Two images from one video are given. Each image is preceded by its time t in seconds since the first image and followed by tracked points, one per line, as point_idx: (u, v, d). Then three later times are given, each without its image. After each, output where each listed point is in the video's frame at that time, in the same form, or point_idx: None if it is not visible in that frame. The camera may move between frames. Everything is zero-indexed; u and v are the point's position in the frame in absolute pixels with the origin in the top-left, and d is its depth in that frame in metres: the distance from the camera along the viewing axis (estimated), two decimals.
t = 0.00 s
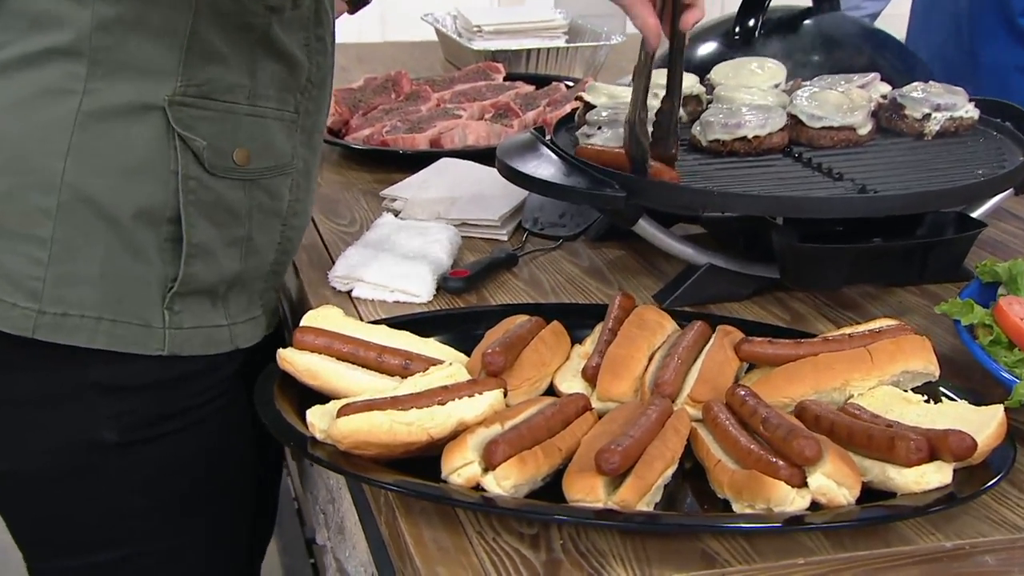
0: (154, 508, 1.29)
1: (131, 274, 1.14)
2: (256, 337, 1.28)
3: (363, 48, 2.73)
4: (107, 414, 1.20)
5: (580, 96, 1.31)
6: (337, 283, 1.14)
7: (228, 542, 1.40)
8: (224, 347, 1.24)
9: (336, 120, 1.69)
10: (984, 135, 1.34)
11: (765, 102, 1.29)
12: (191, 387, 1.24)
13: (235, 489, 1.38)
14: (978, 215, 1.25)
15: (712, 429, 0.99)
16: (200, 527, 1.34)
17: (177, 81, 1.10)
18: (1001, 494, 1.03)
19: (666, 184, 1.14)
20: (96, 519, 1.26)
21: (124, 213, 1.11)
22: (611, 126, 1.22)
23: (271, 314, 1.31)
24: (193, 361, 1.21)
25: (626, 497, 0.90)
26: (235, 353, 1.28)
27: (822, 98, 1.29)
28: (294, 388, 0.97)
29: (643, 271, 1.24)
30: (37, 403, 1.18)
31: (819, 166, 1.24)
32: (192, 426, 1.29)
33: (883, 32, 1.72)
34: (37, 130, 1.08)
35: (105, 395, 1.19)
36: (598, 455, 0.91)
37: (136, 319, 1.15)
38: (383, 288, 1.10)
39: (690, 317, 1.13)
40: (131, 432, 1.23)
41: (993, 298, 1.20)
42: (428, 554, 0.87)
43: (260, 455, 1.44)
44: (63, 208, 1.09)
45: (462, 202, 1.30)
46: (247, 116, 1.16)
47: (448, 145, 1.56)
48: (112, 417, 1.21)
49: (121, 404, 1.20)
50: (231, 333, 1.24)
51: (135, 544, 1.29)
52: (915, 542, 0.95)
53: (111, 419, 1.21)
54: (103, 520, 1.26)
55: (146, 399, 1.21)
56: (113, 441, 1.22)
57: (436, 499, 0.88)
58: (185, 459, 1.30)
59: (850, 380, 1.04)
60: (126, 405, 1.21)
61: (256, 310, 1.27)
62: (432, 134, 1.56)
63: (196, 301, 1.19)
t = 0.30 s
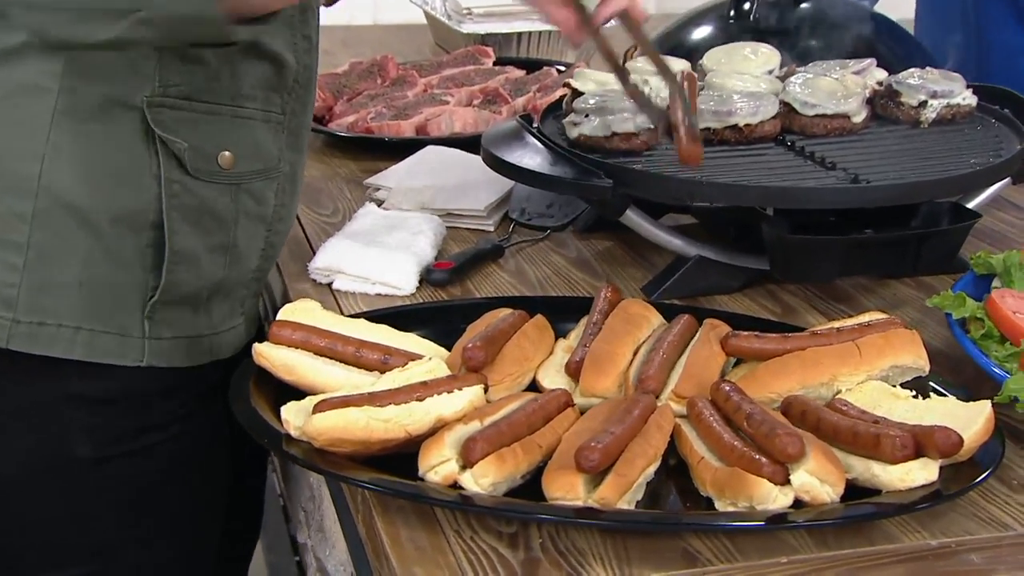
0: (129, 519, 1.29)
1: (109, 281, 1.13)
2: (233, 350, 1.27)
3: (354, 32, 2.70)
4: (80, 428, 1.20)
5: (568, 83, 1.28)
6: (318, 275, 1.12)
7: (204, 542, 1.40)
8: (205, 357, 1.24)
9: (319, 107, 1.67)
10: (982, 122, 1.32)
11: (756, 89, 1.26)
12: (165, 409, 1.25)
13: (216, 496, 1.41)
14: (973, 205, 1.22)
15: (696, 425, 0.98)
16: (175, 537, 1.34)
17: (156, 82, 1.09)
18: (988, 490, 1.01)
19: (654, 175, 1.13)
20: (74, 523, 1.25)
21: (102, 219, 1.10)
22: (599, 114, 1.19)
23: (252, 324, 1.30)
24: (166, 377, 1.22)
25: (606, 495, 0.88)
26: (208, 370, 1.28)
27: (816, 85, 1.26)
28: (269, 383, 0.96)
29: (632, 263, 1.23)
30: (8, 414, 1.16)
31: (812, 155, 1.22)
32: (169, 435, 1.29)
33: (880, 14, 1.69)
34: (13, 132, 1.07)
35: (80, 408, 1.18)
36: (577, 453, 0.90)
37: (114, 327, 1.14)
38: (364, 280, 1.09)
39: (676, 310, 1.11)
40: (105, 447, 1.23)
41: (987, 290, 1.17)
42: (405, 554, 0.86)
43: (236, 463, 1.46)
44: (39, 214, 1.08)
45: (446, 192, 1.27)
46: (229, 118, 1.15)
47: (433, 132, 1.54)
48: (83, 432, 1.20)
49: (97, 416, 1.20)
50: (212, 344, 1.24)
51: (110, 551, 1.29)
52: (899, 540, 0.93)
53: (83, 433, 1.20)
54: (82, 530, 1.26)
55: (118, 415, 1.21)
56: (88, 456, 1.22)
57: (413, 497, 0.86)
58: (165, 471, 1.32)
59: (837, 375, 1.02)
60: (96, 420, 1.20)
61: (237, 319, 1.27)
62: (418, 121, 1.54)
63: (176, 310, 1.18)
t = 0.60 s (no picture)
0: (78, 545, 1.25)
1: (61, 299, 1.09)
2: (190, 366, 1.25)
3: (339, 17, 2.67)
4: (24, 453, 1.15)
5: (548, 73, 1.26)
6: (291, 270, 1.11)
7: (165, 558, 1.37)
8: (162, 376, 1.21)
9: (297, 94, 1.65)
10: (970, 110, 1.30)
11: (742, 78, 1.24)
12: (116, 428, 1.21)
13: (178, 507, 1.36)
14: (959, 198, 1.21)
15: (672, 423, 0.96)
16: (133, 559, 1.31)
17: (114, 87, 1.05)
18: (968, 488, 0.99)
19: (633, 166, 1.11)
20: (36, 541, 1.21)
21: (53, 234, 1.07)
22: (578, 104, 1.17)
23: (210, 338, 1.28)
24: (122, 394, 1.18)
25: (578, 495, 0.87)
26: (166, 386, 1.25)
27: (802, 74, 1.24)
28: (238, 382, 0.95)
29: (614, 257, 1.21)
30: None
31: (796, 146, 1.20)
32: (125, 458, 1.25)
33: None
34: None
35: (26, 432, 1.14)
36: (549, 452, 0.89)
37: (66, 349, 1.11)
38: (340, 274, 1.08)
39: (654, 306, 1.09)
40: (51, 472, 1.18)
41: (971, 284, 1.16)
42: (374, 556, 0.85)
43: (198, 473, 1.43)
44: None
45: (426, 183, 1.26)
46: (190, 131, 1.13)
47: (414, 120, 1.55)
48: (28, 457, 1.15)
49: (43, 439, 1.15)
50: (167, 362, 1.21)
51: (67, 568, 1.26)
52: (876, 540, 0.92)
53: (28, 459, 1.15)
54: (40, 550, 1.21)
55: (67, 436, 1.17)
56: (31, 481, 1.17)
57: (382, 497, 0.85)
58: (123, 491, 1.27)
59: (817, 372, 1.01)
60: (42, 443, 1.15)
61: (195, 333, 1.25)
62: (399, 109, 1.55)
63: (131, 329, 1.16)
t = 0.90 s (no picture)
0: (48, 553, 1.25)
1: (28, 311, 1.10)
2: (164, 369, 1.25)
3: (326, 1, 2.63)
4: None
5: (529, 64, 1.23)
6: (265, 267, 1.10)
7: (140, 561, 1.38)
8: (135, 382, 1.21)
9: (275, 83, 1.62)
10: (961, 103, 1.28)
11: (727, 70, 1.22)
12: (86, 437, 1.22)
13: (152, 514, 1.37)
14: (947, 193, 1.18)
15: (649, 426, 0.95)
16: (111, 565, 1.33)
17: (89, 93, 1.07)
18: (949, 491, 0.97)
19: (614, 161, 1.09)
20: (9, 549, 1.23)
21: (20, 245, 1.07)
22: (560, 97, 1.15)
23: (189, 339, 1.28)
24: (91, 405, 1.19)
25: (551, 501, 0.86)
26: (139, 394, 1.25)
27: (790, 66, 1.21)
28: (207, 385, 0.94)
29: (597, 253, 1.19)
30: None
31: (783, 140, 1.18)
32: (96, 467, 1.26)
33: None
34: None
35: None
36: (522, 456, 0.87)
37: (36, 361, 1.12)
38: (314, 273, 1.07)
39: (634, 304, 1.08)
40: (20, 483, 1.19)
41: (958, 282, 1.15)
42: (343, 563, 0.84)
43: (170, 474, 1.43)
44: None
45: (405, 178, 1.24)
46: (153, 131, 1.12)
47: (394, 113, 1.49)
48: None
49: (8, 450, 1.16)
50: (142, 368, 1.21)
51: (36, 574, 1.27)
52: (854, 545, 0.90)
53: None
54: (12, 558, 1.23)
55: (37, 448, 1.18)
56: None
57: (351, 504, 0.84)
58: (97, 498, 1.28)
59: (797, 373, 0.99)
60: (12, 452, 1.17)
61: (171, 334, 1.24)
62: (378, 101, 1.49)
63: (103, 337, 1.16)
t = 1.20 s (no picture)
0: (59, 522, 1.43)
1: (27, 290, 1.25)
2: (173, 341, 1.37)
3: None
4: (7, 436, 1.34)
5: (518, 59, 1.21)
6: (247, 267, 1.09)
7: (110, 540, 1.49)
8: (142, 355, 1.35)
9: (260, 75, 1.60)
10: (961, 99, 1.25)
11: (721, 65, 1.20)
12: (58, 416, 1.35)
13: (114, 499, 1.47)
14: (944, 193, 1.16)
15: (635, 434, 0.93)
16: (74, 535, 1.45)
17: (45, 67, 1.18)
18: (940, 501, 0.96)
19: (602, 159, 1.07)
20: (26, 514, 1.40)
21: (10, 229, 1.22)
22: (549, 93, 1.13)
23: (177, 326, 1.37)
24: (92, 381, 1.34)
25: (534, 512, 0.84)
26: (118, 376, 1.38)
27: (785, 61, 1.19)
28: (186, 391, 0.93)
29: (588, 252, 1.17)
30: None
31: (778, 138, 1.16)
32: (88, 448, 1.42)
33: None
34: None
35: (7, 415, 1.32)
36: (504, 467, 0.86)
37: (35, 339, 1.26)
38: (298, 273, 1.06)
39: (623, 306, 1.06)
40: (31, 457, 1.37)
41: (955, 284, 1.12)
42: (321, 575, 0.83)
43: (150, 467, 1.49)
44: None
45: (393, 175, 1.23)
46: (142, 101, 1.26)
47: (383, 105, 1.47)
48: (10, 442, 1.34)
49: (22, 423, 1.33)
50: (146, 341, 1.35)
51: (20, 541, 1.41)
52: (842, 556, 0.88)
53: (10, 443, 1.34)
54: (23, 521, 1.40)
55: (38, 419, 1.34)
56: (15, 465, 1.36)
57: (331, 516, 0.83)
58: (95, 475, 1.44)
59: (788, 380, 0.98)
60: (24, 425, 1.33)
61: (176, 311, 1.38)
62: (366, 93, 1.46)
63: (101, 311, 1.30)
